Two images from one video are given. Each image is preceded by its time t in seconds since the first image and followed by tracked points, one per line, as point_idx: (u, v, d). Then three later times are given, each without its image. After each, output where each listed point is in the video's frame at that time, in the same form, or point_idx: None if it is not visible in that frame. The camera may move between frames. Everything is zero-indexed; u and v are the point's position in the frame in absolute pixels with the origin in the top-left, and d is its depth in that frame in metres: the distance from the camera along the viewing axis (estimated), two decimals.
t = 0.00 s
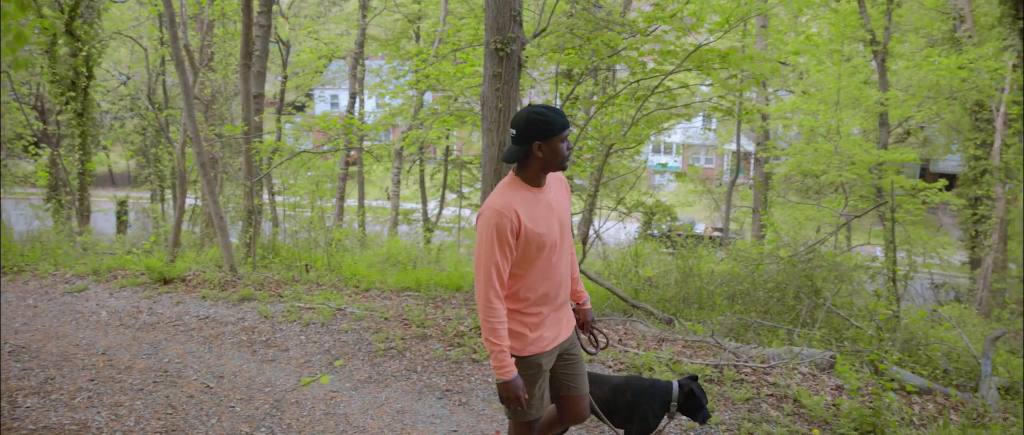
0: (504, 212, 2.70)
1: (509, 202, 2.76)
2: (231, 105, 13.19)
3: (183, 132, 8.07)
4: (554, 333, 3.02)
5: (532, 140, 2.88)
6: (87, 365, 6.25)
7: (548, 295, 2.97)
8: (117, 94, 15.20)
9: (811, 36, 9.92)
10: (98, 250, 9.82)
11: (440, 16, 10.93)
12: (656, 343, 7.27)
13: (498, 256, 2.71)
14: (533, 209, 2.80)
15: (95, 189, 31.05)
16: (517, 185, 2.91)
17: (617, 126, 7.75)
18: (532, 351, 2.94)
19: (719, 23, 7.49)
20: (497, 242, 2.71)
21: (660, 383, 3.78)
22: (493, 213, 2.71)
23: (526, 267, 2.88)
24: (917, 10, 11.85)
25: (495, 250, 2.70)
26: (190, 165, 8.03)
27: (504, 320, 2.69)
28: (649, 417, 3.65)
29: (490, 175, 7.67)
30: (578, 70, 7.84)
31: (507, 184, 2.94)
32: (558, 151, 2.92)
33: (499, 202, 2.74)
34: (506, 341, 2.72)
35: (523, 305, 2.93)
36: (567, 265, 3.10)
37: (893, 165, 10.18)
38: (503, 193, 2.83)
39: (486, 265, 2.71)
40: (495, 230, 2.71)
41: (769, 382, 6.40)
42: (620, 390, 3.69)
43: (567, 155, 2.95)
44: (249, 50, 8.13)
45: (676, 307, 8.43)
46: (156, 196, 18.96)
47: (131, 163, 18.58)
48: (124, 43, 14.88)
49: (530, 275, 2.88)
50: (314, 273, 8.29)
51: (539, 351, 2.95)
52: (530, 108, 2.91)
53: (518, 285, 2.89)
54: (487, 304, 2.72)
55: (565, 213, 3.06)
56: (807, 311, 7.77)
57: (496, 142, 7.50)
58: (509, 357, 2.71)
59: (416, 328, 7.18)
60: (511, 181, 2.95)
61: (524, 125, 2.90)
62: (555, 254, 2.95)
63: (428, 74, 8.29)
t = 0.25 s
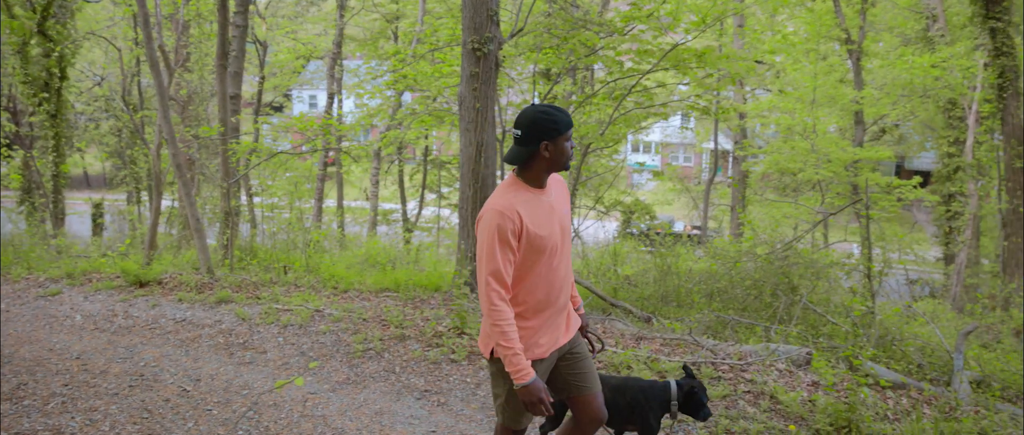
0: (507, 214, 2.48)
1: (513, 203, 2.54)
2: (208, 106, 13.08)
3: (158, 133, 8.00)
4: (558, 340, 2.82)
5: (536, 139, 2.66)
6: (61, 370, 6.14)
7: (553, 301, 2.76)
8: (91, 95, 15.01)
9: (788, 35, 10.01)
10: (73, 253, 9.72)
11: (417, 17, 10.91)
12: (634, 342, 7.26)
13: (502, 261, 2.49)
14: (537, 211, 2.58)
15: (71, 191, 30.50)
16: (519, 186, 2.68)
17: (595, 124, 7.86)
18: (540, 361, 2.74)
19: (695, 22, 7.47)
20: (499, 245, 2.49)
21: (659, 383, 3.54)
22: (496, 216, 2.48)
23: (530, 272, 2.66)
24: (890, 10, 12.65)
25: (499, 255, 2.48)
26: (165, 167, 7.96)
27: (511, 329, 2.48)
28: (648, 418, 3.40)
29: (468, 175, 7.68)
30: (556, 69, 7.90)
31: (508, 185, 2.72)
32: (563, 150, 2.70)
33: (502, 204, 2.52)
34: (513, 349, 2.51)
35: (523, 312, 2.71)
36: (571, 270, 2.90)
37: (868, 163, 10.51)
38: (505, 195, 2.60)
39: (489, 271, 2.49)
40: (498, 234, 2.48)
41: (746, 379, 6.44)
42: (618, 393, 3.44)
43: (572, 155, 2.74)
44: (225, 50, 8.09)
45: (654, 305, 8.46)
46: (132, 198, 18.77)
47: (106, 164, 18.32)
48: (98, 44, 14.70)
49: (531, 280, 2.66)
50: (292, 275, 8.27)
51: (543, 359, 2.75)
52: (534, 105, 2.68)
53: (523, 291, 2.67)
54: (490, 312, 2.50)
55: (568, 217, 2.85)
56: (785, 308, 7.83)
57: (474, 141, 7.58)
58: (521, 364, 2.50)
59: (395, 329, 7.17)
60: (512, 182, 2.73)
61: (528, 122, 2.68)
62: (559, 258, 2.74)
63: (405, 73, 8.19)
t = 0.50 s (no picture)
0: (511, 219, 2.29)
1: (516, 208, 2.35)
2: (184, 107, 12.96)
3: (131, 134, 7.94)
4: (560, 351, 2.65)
5: (541, 142, 2.48)
6: (32, 375, 5.98)
7: (555, 311, 2.58)
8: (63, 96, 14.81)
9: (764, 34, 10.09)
10: (45, 258, 9.64)
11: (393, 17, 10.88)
12: (612, 341, 7.28)
13: (504, 269, 2.30)
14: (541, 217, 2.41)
15: (42, 193, 30.03)
16: (521, 191, 2.50)
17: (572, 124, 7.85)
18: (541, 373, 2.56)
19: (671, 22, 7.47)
20: (504, 251, 2.30)
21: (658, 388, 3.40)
22: (499, 221, 2.29)
23: (533, 281, 2.47)
24: (865, 10, 13.11)
25: (502, 263, 2.29)
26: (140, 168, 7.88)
27: (515, 341, 2.30)
28: (645, 420, 3.25)
29: (446, 175, 7.68)
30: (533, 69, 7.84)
31: (509, 189, 2.53)
32: (568, 154, 2.54)
33: (505, 209, 2.33)
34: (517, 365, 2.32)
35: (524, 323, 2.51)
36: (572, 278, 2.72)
37: (842, 160, 10.69)
38: (506, 199, 2.41)
39: (491, 280, 2.30)
40: (501, 240, 2.29)
41: (723, 376, 6.47)
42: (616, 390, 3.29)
43: (577, 160, 2.58)
44: (200, 51, 8.07)
45: (632, 304, 8.57)
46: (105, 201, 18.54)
47: (79, 166, 18.02)
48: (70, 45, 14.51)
49: (533, 289, 2.48)
50: (270, 276, 8.23)
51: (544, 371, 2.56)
52: (538, 106, 2.51)
53: (524, 300, 2.49)
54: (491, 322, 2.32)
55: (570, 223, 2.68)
56: (761, 305, 7.86)
57: (450, 142, 7.59)
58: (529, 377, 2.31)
59: (372, 330, 7.15)
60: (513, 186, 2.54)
61: (531, 124, 2.50)
62: (561, 266, 2.57)
63: (382, 74, 8.13)
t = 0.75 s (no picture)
0: (516, 227, 2.34)
1: (523, 216, 2.40)
2: (157, 109, 12.81)
3: (102, 137, 7.88)
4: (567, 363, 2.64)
5: (548, 151, 2.53)
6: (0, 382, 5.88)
7: (562, 322, 2.59)
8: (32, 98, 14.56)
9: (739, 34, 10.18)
10: (13, 262, 9.47)
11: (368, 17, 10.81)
12: (589, 339, 7.29)
13: (510, 276, 2.34)
14: (548, 224, 2.44)
15: (11, 196, 29.58)
16: (529, 199, 2.54)
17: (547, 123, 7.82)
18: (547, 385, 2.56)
19: (645, 21, 7.46)
20: (508, 258, 2.34)
21: (658, 388, 3.23)
22: (506, 228, 2.34)
23: (539, 290, 2.50)
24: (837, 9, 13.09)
25: (507, 271, 2.33)
26: (111, 171, 7.81)
27: (519, 349, 2.32)
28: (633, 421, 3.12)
29: (421, 175, 7.71)
30: (507, 68, 7.80)
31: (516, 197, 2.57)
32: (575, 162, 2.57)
33: (512, 217, 2.38)
34: (522, 372, 2.34)
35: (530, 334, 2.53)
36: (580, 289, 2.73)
37: (817, 158, 10.86)
38: (514, 207, 2.45)
39: (497, 287, 2.34)
40: (507, 248, 2.34)
41: (699, 373, 6.50)
42: (609, 387, 3.19)
43: (585, 169, 2.62)
44: (172, 52, 8.03)
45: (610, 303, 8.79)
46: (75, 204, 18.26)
47: (49, 168, 17.76)
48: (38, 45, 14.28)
49: (540, 299, 2.50)
50: (245, 279, 8.19)
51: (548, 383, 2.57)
52: (545, 117, 2.56)
53: (531, 309, 2.51)
54: (496, 329, 2.35)
55: (577, 234, 2.70)
56: (737, 301, 7.87)
57: (426, 142, 7.64)
58: (533, 383, 2.33)
59: (348, 332, 7.13)
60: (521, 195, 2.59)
61: (538, 134, 2.55)
62: (568, 275, 2.58)
63: (357, 75, 8.17)
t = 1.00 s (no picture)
0: (529, 228, 2.25)
1: (534, 217, 2.31)
2: (129, 110, 12.63)
3: (72, 139, 7.77)
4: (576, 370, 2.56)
5: (559, 150, 2.46)
6: None
7: (571, 328, 2.51)
8: None
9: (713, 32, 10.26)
10: None
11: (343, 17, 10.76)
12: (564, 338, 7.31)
13: (522, 281, 2.25)
14: (559, 226, 2.36)
15: None
16: (538, 201, 2.46)
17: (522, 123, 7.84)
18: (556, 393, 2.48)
19: (619, 21, 7.49)
20: (519, 261, 2.25)
21: (651, 388, 3.29)
22: (518, 230, 2.25)
23: (549, 294, 2.42)
24: (810, 8, 12.99)
25: (519, 274, 2.24)
26: (82, 173, 7.69)
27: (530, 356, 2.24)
28: (632, 421, 3.13)
29: (396, 175, 7.71)
30: (482, 68, 7.81)
31: (525, 199, 2.49)
32: (585, 162, 2.51)
33: (523, 218, 2.29)
34: (529, 381, 2.25)
35: (541, 340, 2.45)
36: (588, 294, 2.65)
37: (790, 156, 10.96)
38: (523, 208, 2.37)
39: (508, 292, 2.25)
40: (520, 250, 2.25)
41: (673, 370, 6.55)
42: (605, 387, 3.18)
43: (594, 169, 2.55)
44: (144, 53, 7.94)
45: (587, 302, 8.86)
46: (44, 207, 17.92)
47: (16, 171, 17.39)
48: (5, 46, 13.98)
49: (550, 303, 2.42)
50: (219, 281, 8.16)
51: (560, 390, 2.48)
52: (554, 115, 2.49)
53: (540, 314, 2.42)
54: (505, 334, 2.26)
55: (586, 237, 2.63)
56: (711, 299, 7.94)
57: (400, 142, 7.64)
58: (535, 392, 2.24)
59: (323, 333, 7.10)
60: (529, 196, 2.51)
61: (547, 133, 2.48)
62: (579, 279, 2.51)
63: (329, 75, 8.20)
